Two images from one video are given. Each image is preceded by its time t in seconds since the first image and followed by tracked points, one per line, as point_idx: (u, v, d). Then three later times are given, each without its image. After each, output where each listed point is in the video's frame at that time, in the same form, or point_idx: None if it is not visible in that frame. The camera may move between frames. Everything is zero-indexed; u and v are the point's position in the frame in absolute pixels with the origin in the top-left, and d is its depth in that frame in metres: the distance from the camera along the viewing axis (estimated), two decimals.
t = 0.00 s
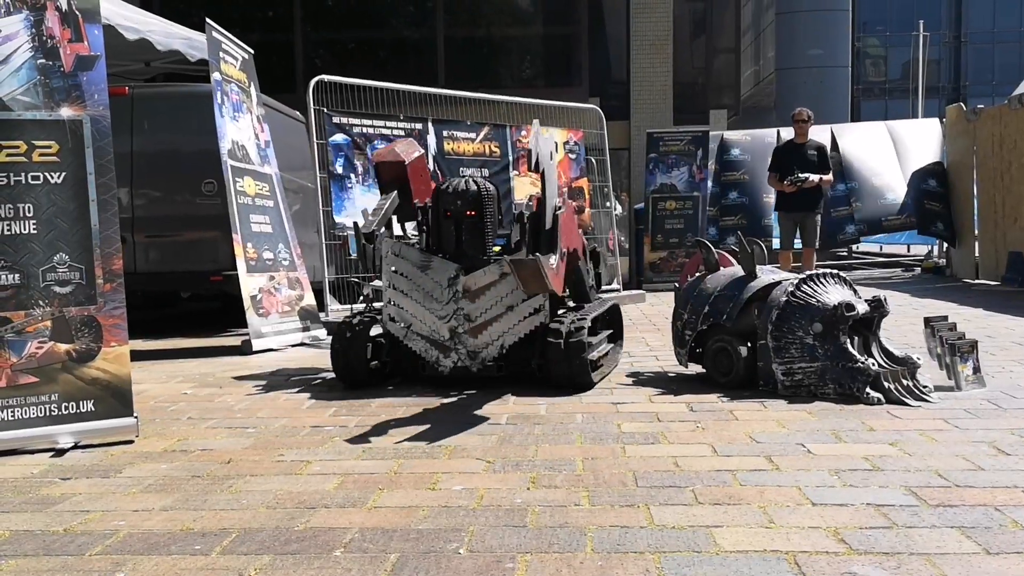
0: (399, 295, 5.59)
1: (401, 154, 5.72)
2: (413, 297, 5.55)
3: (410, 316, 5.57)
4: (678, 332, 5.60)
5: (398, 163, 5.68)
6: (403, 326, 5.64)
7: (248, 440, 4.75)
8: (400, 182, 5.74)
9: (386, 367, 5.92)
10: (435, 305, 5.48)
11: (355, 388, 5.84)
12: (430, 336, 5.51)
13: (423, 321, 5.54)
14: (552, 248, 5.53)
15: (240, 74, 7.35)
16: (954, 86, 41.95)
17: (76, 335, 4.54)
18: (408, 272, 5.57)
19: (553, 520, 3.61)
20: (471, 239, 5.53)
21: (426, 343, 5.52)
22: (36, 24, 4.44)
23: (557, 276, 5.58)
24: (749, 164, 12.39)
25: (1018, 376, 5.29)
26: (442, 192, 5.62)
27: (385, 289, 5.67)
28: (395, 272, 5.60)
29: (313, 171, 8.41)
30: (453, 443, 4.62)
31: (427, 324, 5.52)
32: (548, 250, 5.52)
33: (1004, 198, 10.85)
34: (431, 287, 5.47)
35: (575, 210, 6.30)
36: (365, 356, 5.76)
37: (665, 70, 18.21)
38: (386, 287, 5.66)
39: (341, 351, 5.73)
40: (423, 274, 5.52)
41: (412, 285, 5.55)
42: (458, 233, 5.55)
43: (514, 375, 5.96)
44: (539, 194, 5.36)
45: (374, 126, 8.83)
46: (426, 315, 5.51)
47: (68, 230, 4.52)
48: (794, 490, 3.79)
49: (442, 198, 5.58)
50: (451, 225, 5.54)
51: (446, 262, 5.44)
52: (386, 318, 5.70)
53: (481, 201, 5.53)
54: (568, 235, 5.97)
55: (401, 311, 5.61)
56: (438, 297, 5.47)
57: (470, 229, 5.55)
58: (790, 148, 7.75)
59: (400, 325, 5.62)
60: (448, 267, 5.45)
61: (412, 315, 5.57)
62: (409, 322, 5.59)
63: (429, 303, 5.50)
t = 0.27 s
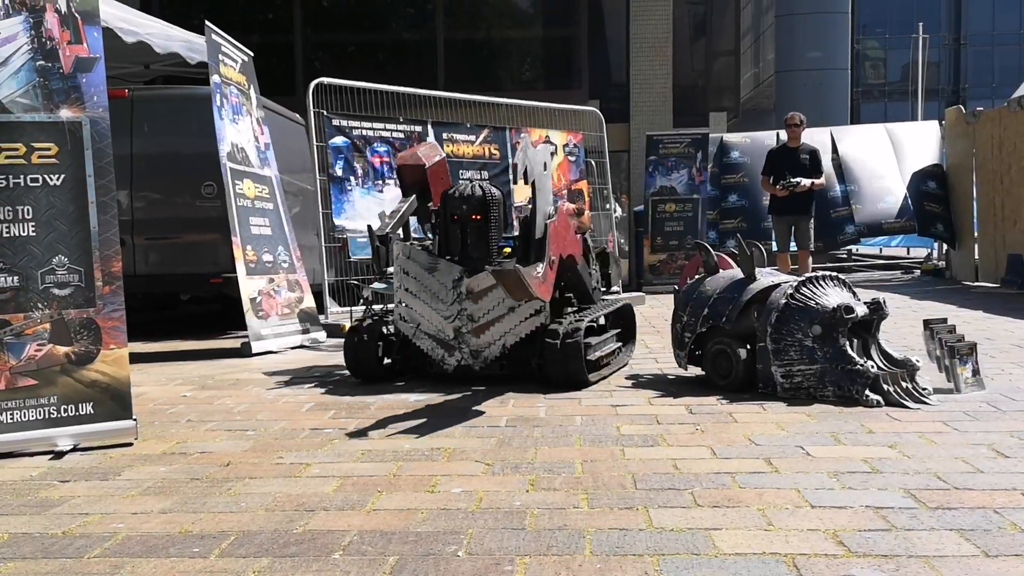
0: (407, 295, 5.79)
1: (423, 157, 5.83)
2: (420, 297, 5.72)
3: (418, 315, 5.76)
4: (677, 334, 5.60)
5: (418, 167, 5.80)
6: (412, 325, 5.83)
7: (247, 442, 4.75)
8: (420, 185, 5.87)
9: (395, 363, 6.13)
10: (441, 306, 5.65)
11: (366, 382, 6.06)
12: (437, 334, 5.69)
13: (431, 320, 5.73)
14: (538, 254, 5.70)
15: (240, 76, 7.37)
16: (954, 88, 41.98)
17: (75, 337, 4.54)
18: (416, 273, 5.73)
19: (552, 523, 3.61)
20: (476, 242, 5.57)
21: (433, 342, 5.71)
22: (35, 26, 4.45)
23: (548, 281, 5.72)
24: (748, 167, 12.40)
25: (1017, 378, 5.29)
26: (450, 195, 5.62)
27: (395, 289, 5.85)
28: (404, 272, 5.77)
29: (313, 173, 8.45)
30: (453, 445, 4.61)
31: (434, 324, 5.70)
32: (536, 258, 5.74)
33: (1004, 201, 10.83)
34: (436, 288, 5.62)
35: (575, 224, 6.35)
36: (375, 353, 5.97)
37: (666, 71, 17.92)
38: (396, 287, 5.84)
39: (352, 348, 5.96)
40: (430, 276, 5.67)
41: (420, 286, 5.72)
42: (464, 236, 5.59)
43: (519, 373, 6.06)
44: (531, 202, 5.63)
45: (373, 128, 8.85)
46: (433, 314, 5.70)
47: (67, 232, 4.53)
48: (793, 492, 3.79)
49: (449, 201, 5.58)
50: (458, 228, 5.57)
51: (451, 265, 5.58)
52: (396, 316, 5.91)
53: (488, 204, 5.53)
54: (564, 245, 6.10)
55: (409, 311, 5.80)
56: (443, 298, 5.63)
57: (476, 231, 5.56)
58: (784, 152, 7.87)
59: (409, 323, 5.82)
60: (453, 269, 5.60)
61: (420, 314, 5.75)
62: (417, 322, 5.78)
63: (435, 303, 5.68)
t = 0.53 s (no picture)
0: (418, 295, 6.15)
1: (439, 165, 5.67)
2: (430, 297, 6.09)
3: (428, 315, 6.13)
4: (674, 338, 5.60)
5: (434, 176, 5.66)
6: (422, 325, 6.20)
7: (244, 447, 4.74)
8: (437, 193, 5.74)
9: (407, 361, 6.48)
10: (449, 306, 6.01)
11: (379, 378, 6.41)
12: (444, 333, 6.05)
13: (439, 320, 6.09)
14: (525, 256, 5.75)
15: (239, 80, 7.38)
16: (953, 92, 42.04)
17: (72, 341, 4.54)
18: (426, 275, 6.09)
19: (549, 527, 3.61)
20: (483, 247, 5.48)
21: (441, 341, 6.08)
22: (32, 28, 4.48)
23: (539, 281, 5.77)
24: (747, 171, 12.38)
25: (1015, 381, 5.29)
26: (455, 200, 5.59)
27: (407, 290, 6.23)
28: (416, 274, 6.14)
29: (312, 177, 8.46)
30: (450, 449, 4.61)
31: (442, 324, 6.07)
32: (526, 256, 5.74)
33: (1002, 204, 10.83)
34: (444, 288, 6.00)
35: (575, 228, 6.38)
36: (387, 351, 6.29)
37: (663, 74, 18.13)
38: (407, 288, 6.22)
39: (366, 344, 6.31)
40: (439, 278, 6.03)
41: (429, 287, 6.08)
42: (472, 239, 5.58)
43: (523, 372, 6.31)
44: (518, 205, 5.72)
45: (372, 132, 8.86)
46: (441, 314, 6.06)
47: (64, 235, 4.53)
48: (790, 496, 3.79)
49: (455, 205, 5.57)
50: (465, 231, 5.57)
51: (460, 266, 5.88)
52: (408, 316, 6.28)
53: (493, 209, 5.44)
54: (563, 249, 6.15)
55: (420, 311, 6.17)
56: (451, 299, 5.99)
57: (483, 235, 5.49)
58: (778, 157, 8.00)
59: (420, 323, 6.19)
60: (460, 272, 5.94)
61: (429, 313, 6.12)
62: (426, 321, 6.14)
63: (443, 304, 6.04)
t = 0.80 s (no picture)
0: (428, 296, 6.29)
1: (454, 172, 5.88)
2: (440, 299, 6.22)
3: (438, 316, 6.27)
4: (669, 341, 5.61)
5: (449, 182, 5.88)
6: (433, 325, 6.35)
7: (239, 450, 4.74)
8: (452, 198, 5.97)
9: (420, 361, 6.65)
10: (457, 308, 6.14)
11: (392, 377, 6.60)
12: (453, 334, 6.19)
13: (448, 321, 6.23)
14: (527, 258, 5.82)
15: (234, 83, 7.39)
16: (948, 96, 42.19)
17: (66, 344, 4.54)
18: (436, 277, 6.23)
19: (544, 530, 3.61)
20: (490, 248, 5.79)
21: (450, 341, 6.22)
22: (27, 32, 4.45)
23: (538, 284, 5.75)
24: (743, 174, 12.41)
25: (1010, 384, 5.29)
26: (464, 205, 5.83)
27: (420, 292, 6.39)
28: (427, 276, 6.29)
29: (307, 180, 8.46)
30: (444, 452, 4.61)
31: (451, 325, 6.21)
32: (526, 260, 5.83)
33: (997, 208, 10.84)
34: (454, 290, 6.10)
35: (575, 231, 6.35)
36: (400, 350, 6.49)
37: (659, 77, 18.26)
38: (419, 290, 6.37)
39: (381, 344, 6.51)
40: (447, 281, 6.16)
41: (439, 289, 6.22)
42: (479, 242, 5.83)
43: (531, 373, 6.45)
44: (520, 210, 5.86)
45: (368, 135, 8.88)
46: (450, 315, 6.20)
47: (58, 239, 4.53)
48: (785, 499, 3.78)
49: (465, 209, 5.82)
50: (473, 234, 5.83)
51: (466, 269, 5.97)
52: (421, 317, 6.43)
53: (499, 213, 5.70)
54: (564, 253, 6.11)
55: (430, 312, 6.32)
56: (459, 301, 6.12)
57: (490, 238, 5.77)
58: (773, 161, 8.02)
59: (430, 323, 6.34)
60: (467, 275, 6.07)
61: (440, 315, 6.26)
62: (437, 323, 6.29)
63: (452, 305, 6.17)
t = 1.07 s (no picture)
0: (434, 298, 6.43)
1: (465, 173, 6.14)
2: (445, 300, 6.36)
3: (444, 316, 6.42)
4: (660, 343, 5.62)
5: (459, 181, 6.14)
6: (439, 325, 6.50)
7: (228, 453, 4.72)
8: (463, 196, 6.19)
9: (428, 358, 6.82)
10: (462, 308, 6.29)
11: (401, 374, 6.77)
12: (459, 333, 6.34)
13: (454, 321, 6.38)
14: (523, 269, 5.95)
15: (225, 85, 7.38)
16: (938, 99, 42.41)
17: (54, 347, 4.52)
18: (442, 278, 6.38)
19: (534, 532, 3.60)
20: (494, 251, 5.98)
21: (456, 340, 6.37)
22: (17, 35, 4.42)
23: (533, 292, 5.89)
24: (733, 177, 12.45)
25: (998, 387, 5.30)
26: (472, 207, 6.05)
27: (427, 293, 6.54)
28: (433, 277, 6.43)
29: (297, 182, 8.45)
30: (434, 455, 4.60)
31: (456, 324, 6.36)
32: (520, 270, 5.95)
33: (986, 211, 10.89)
34: (459, 292, 6.24)
35: (572, 237, 6.40)
36: (409, 348, 6.65)
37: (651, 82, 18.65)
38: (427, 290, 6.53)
39: (390, 342, 6.68)
40: (453, 283, 6.29)
41: (445, 290, 6.36)
42: (484, 244, 6.03)
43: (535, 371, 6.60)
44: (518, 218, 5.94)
45: (359, 136, 8.87)
46: (456, 316, 6.33)
47: (46, 242, 4.51)
48: (775, 501, 3.79)
49: (472, 213, 6.00)
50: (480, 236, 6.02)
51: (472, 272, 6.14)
52: (427, 317, 6.58)
53: (502, 216, 5.86)
54: (560, 260, 6.23)
55: (436, 312, 6.46)
56: (464, 302, 6.26)
57: (495, 241, 5.96)
58: (764, 164, 8.04)
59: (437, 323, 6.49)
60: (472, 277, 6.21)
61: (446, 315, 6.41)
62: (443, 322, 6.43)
63: (457, 306, 6.31)
